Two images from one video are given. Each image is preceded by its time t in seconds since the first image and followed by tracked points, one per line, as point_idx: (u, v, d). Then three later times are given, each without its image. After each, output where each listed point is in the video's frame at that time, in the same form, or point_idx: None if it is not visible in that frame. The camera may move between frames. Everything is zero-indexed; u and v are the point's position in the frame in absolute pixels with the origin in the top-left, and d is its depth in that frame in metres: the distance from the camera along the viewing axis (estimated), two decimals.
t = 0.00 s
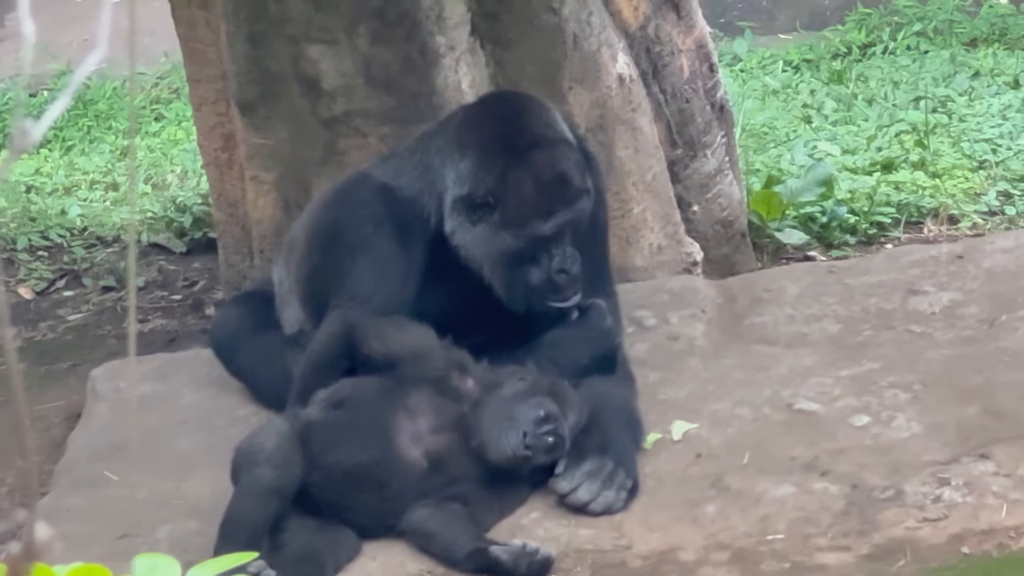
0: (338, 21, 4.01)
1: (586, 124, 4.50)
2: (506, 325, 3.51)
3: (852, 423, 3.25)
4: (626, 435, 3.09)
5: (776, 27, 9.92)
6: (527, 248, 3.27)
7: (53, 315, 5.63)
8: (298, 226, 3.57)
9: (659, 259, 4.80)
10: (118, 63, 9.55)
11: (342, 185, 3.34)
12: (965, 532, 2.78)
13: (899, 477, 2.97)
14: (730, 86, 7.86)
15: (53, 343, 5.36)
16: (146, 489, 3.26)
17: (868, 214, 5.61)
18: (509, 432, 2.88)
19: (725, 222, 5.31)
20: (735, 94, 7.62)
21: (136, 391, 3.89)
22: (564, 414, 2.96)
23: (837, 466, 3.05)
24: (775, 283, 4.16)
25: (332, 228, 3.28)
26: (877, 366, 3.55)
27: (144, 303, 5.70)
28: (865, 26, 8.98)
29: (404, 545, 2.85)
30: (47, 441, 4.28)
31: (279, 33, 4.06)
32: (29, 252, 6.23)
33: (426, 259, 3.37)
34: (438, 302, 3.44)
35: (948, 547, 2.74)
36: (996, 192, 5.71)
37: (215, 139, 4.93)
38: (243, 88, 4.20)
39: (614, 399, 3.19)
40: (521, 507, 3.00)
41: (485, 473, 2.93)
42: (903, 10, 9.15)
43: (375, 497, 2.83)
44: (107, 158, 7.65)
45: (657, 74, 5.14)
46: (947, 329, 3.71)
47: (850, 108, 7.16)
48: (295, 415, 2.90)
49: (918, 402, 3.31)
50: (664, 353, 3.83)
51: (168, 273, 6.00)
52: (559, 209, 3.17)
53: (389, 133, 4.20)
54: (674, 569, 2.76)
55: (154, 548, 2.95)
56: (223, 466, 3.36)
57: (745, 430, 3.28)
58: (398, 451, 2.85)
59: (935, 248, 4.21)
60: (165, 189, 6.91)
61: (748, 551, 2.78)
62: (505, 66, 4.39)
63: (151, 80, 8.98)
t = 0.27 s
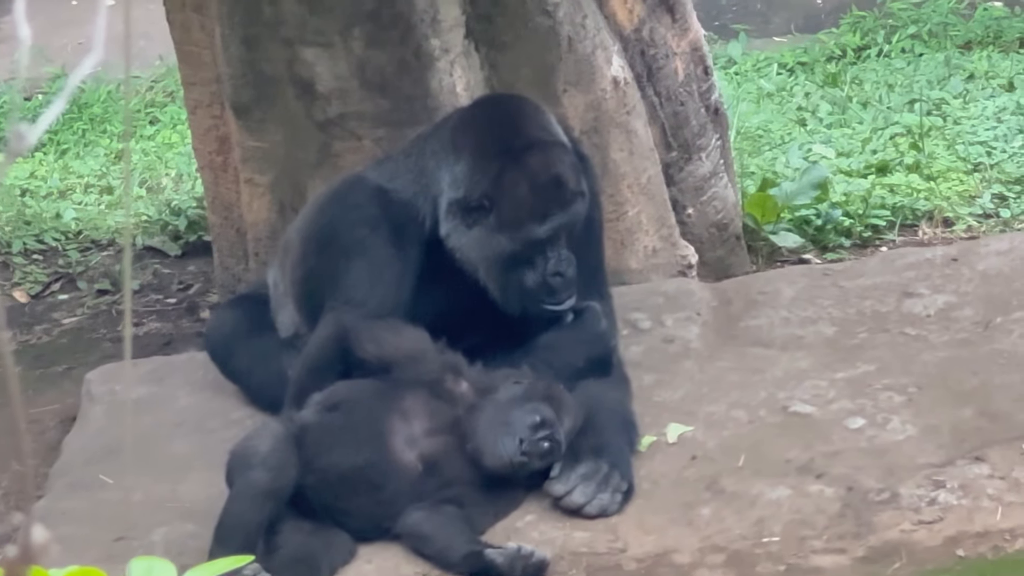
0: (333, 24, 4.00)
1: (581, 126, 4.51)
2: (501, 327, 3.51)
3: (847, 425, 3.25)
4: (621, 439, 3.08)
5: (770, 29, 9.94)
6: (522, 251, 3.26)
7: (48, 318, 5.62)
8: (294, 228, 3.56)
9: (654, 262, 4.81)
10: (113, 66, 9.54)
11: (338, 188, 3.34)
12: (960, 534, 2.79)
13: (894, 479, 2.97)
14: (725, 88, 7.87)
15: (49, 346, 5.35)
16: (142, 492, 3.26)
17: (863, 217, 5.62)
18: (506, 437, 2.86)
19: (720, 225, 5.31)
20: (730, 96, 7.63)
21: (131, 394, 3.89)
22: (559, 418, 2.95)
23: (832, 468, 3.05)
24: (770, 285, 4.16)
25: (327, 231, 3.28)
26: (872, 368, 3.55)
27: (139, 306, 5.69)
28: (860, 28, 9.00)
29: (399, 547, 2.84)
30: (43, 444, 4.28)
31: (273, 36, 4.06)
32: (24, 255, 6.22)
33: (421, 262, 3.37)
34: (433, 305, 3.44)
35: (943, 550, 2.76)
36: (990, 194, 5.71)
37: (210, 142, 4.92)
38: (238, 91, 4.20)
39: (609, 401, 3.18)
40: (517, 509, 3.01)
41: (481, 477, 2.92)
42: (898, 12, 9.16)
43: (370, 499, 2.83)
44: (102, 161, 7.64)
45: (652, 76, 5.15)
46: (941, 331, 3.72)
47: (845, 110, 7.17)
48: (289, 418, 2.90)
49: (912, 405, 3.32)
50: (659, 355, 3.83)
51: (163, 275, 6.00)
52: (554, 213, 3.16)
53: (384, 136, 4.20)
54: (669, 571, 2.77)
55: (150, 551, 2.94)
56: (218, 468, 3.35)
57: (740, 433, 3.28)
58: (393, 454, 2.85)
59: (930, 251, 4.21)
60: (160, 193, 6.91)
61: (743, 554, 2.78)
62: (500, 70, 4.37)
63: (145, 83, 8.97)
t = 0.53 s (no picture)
0: (328, 28, 3.99)
1: (576, 130, 4.50)
2: (495, 331, 3.49)
3: (843, 429, 3.25)
4: (616, 443, 3.07)
5: (765, 33, 9.94)
6: (516, 255, 3.26)
7: (42, 323, 5.61)
8: (288, 232, 3.55)
9: (649, 266, 4.80)
10: (107, 70, 9.53)
11: (332, 191, 3.32)
12: (956, 539, 2.80)
13: (890, 483, 2.97)
14: (720, 92, 7.87)
15: (43, 350, 5.33)
16: (136, 497, 3.25)
17: (857, 220, 5.62)
18: (501, 442, 2.87)
19: (715, 229, 5.32)
20: (724, 100, 7.63)
21: (125, 399, 3.87)
22: (555, 424, 2.96)
23: (828, 472, 3.04)
24: (765, 289, 4.16)
25: (321, 235, 3.25)
26: (867, 372, 3.55)
27: (133, 311, 5.68)
28: (854, 32, 9.00)
29: (394, 552, 2.82)
30: (37, 450, 4.26)
31: (267, 40, 4.04)
32: (18, 260, 6.20)
33: (415, 267, 3.35)
34: (427, 310, 3.44)
35: (938, 555, 2.78)
36: (985, 198, 5.72)
37: (204, 146, 4.91)
38: (231, 95, 4.19)
39: (604, 406, 3.17)
40: (511, 514, 2.97)
41: (476, 482, 2.91)
42: (892, 16, 9.17)
43: (364, 505, 2.81)
44: (95, 166, 7.62)
45: (646, 80, 5.14)
46: (937, 335, 3.72)
47: (839, 114, 7.17)
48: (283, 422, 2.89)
49: (908, 409, 3.31)
50: (654, 360, 3.82)
51: (157, 280, 5.98)
52: (548, 216, 3.15)
53: (378, 141, 4.19)
54: None
55: (145, 557, 2.93)
56: (213, 474, 3.34)
57: (736, 437, 3.28)
58: (387, 459, 2.84)
59: (925, 255, 4.21)
60: (154, 197, 6.89)
61: (739, 558, 2.79)
62: (494, 73, 4.37)
63: (139, 88, 8.96)
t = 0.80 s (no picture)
0: (324, 34, 3.97)
1: (573, 135, 4.50)
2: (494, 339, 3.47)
3: (841, 434, 3.24)
4: (614, 449, 3.08)
5: (763, 38, 9.95)
6: (501, 250, 3.21)
7: (39, 330, 5.60)
8: (286, 237, 3.54)
9: (647, 271, 4.80)
10: (104, 76, 9.52)
11: (327, 198, 3.32)
12: (955, 544, 2.78)
13: (888, 489, 2.97)
14: (718, 97, 7.87)
15: (40, 356, 5.32)
16: (134, 503, 3.24)
17: (855, 226, 5.62)
18: (497, 448, 2.86)
19: (713, 234, 5.32)
20: (721, 105, 7.63)
21: (123, 405, 3.87)
22: (552, 430, 2.95)
23: (826, 478, 3.04)
24: (763, 294, 4.16)
25: (320, 240, 3.26)
26: (866, 377, 3.54)
27: (131, 317, 5.67)
28: (852, 37, 9.01)
29: (392, 558, 2.81)
30: (34, 456, 4.25)
31: (264, 46, 4.04)
32: (15, 266, 6.19)
33: (412, 272, 3.33)
34: (425, 317, 3.42)
35: (937, 561, 2.76)
36: (983, 203, 5.72)
37: (202, 152, 4.90)
38: (228, 101, 4.18)
39: (602, 413, 3.17)
40: (508, 521, 2.98)
41: (473, 488, 2.90)
42: (890, 21, 9.19)
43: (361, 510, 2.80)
44: (92, 172, 7.61)
45: (644, 86, 5.14)
46: (935, 340, 3.72)
47: (837, 120, 7.17)
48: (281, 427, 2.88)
49: (906, 414, 3.31)
50: (652, 365, 3.82)
51: (154, 286, 5.97)
52: (534, 209, 3.15)
53: (375, 146, 4.19)
54: None
55: (142, 563, 2.92)
56: (211, 480, 3.33)
57: (734, 442, 3.27)
58: (386, 466, 2.83)
59: (923, 260, 4.21)
60: (151, 204, 6.88)
61: (737, 564, 2.78)
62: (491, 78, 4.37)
63: (136, 94, 8.95)
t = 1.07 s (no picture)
0: (325, 39, 4.00)
1: (573, 140, 4.52)
2: (498, 344, 3.47)
3: (841, 438, 3.25)
4: (614, 453, 3.09)
5: (763, 43, 9.97)
6: (469, 239, 3.17)
7: (41, 335, 5.60)
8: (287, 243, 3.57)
9: (647, 276, 4.81)
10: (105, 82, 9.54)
11: (328, 204, 3.33)
12: (954, 548, 2.79)
13: (888, 493, 2.97)
14: (717, 102, 7.88)
15: (42, 362, 5.33)
16: (136, 508, 3.25)
17: (855, 230, 5.63)
18: (498, 451, 2.87)
19: (713, 239, 5.34)
20: (721, 110, 7.65)
21: (124, 410, 3.88)
22: (553, 434, 2.95)
23: (826, 482, 3.05)
24: (763, 299, 4.17)
25: (320, 245, 3.28)
26: (866, 382, 3.55)
27: (132, 323, 5.68)
28: (851, 42, 9.03)
29: (394, 563, 2.82)
30: (36, 461, 4.26)
31: (264, 52, 4.06)
32: (16, 271, 6.20)
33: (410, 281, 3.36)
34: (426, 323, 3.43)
35: (937, 565, 2.78)
36: (982, 208, 5.73)
37: (202, 158, 4.91)
38: (229, 107, 4.20)
39: (602, 417, 3.18)
40: (509, 525, 2.99)
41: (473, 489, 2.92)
42: (889, 26, 9.21)
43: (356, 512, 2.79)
44: (93, 178, 7.63)
45: (644, 91, 5.16)
46: (935, 345, 3.73)
47: (837, 124, 7.19)
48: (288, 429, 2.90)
49: (906, 418, 3.32)
50: (652, 370, 3.83)
51: (155, 292, 5.98)
52: (503, 199, 3.13)
53: (376, 151, 4.20)
54: None
55: (145, 568, 2.93)
56: (212, 485, 3.34)
57: (734, 447, 3.28)
58: (389, 470, 2.83)
59: (923, 264, 4.22)
60: (152, 209, 6.90)
61: (737, 568, 2.79)
62: (491, 83, 4.38)
63: (137, 100, 8.97)
